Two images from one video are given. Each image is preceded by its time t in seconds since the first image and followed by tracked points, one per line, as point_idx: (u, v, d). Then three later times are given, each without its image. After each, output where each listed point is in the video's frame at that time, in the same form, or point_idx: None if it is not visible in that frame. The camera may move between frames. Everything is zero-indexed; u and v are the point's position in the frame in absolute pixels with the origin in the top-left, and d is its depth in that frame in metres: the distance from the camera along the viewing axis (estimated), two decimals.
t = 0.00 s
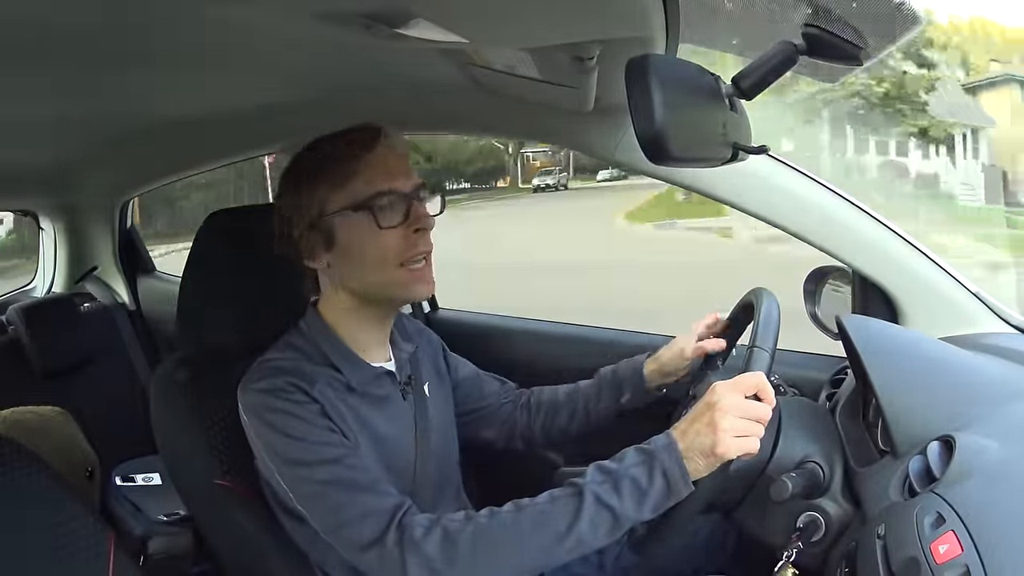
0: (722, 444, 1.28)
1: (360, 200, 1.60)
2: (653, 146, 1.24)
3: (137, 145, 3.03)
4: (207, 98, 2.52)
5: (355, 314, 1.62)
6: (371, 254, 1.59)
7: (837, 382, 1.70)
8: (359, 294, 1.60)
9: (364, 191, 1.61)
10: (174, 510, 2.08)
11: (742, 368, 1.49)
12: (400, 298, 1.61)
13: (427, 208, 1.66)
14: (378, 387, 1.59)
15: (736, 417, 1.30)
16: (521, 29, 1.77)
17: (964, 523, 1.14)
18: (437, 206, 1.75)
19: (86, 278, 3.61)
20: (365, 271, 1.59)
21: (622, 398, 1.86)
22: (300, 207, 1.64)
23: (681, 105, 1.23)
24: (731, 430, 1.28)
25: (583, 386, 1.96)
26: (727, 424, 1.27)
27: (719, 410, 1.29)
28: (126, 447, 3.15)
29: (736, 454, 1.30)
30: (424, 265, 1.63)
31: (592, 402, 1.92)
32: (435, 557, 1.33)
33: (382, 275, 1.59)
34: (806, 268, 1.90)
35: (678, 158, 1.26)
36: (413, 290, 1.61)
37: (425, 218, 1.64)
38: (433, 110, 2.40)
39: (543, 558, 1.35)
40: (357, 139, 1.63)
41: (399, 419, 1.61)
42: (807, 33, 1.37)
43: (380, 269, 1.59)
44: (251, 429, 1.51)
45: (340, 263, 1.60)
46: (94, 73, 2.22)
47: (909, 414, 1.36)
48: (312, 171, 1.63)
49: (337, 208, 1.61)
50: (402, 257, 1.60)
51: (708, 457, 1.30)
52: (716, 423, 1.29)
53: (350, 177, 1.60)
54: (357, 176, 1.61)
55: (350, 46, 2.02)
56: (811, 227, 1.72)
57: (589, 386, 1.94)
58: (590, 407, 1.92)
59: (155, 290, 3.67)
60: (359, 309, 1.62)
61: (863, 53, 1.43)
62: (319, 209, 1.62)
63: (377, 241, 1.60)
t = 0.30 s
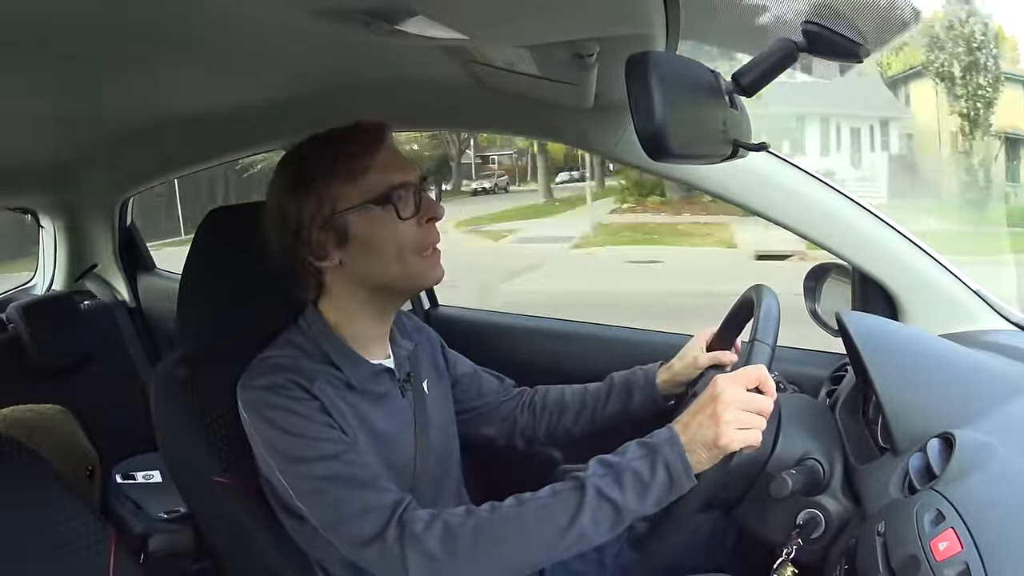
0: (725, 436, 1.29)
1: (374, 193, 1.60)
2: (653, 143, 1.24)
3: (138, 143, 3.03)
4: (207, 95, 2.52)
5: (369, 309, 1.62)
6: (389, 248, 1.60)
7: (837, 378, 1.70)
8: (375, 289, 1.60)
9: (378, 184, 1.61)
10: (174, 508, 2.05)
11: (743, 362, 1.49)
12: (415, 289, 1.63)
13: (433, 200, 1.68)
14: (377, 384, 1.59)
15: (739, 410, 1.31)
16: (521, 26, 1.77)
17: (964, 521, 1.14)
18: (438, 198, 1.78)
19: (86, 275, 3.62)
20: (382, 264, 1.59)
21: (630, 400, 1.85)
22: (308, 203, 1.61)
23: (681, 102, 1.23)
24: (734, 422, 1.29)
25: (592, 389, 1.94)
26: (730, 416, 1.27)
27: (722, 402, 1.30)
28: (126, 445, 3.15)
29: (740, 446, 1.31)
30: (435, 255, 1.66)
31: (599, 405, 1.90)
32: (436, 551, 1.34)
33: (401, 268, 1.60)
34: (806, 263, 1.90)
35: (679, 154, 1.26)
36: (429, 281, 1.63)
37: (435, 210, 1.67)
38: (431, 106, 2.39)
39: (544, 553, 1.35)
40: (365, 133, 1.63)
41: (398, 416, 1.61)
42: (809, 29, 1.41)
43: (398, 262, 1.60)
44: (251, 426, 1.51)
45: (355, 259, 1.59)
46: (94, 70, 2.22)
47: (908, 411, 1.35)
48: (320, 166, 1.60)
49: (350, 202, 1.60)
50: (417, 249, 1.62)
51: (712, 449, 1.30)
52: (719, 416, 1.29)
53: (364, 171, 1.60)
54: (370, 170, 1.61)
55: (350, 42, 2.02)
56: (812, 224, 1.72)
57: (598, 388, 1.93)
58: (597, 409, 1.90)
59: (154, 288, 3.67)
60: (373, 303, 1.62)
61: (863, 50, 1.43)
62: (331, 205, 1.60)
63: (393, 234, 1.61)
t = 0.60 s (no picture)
0: (728, 428, 1.30)
1: (374, 195, 1.60)
2: (653, 142, 1.24)
3: (137, 142, 3.03)
4: (207, 94, 2.52)
5: (367, 309, 1.62)
6: (389, 249, 1.60)
7: (837, 377, 1.70)
8: (374, 290, 1.61)
9: (378, 186, 1.61)
10: (174, 506, 2.08)
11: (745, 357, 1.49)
12: (413, 291, 1.63)
13: (433, 201, 1.68)
14: (380, 380, 1.59)
15: (741, 402, 1.31)
16: (521, 24, 1.77)
17: (964, 519, 1.14)
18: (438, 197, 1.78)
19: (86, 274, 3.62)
20: (381, 266, 1.60)
21: (628, 401, 1.83)
22: (307, 202, 1.61)
23: (681, 101, 1.23)
24: (737, 414, 1.30)
25: (590, 387, 1.93)
26: (734, 407, 1.28)
27: (724, 395, 1.31)
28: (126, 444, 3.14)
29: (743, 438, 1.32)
30: (434, 256, 1.66)
31: (596, 402, 1.90)
32: (438, 545, 1.34)
33: (400, 269, 1.60)
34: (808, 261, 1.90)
35: (680, 153, 1.26)
36: (428, 283, 1.63)
37: (434, 211, 1.67)
38: (431, 105, 2.39)
39: (545, 549, 1.35)
40: (365, 133, 1.62)
41: (401, 412, 1.61)
42: (807, 28, 1.40)
43: (397, 263, 1.60)
44: (252, 422, 1.51)
45: (354, 260, 1.59)
46: (93, 70, 2.22)
47: (908, 409, 1.36)
48: (320, 166, 1.60)
49: (350, 203, 1.60)
50: (416, 251, 1.62)
51: (714, 442, 1.31)
52: (722, 408, 1.30)
53: (365, 172, 1.60)
54: (370, 171, 1.61)
55: (350, 41, 2.02)
56: (812, 222, 1.71)
57: (596, 386, 1.93)
58: (595, 408, 1.90)
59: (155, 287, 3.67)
60: (372, 304, 1.62)
61: (864, 48, 1.42)
62: (331, 205, 1.60)
63: (393, 236, 1.61)
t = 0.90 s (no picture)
0: (729, 429, 1.29)
1: (373, 199, 1.60)
2: (653, 143, 1.25)
3: (137, 143, 3.03)
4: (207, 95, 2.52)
5: (364, 311, 1.62)
6: (388, 253, 1.60)
7: (837, 378, 1.70)
8: (371, 293, 1.61)
9: (378, 191, 1.61)
10: (174, 508, 2.08)
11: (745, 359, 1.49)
12: (409, 296, 1.63)
13: (431, 207, 1.68)
14: (382, 379, 1.59)
15: (741, 402, 1.31)
16: (521, 25, 1.77)
17: (964, 520, 1.14)
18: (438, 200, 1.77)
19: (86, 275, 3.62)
20: (379, 270, 1.60)
21: (627, 403, 1.85)
22: (306, 205, 1.61)
23: (681, 101, 1.23)
24: (738, 414, 1.30)
25: (589, 388, 1.94)
26: (735, 408, 1.28)
27: (725, 395, 1.31)
28: (126, 445, 3.14)
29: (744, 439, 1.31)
30: (432, 262, 1.66)
31: (595, 402, 1.91)
32: (437, 546, 1.34)
33: (397, 274, 1.61)
34: (807, 262, 1.90)
35: (680, 154, 1.26)
36: (425, 289, 1.63)
37: (433, 217, 1.67)
38: (431, 106, 2.39)
39: (545, 549, 1.35)
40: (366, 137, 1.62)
41: (403, 411, 1.61)
42: (808, 28, 1.40)
43: (395, 268, 1.60)
44: (252, 422, 1.51)
45: (352, 263, 1.60)
46: (93, 70, 2.22)
47: (908, 411, 1.36)
48: (319, 170, 1.60)
49: (348, 207, 1.60)
50: (413, 257, 1.62)
51: (715, 443, 1.30)
52: (723, 408, 1.30)
53: (364, 177, 1.60)
54: (370, 176, 1.60)
55: (350, 42, 2.02)
56: (812, 224, 1.71)
57: (594, 386, 1.93)
58: (593, 406, 1.91)
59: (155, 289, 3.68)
60: (369, 306, 1.62)
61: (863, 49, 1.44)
62: (330, 209, 1.60)
63: (391, 241, 1.61)
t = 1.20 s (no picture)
0: (730, 431, 1.28)
1: (372, 203, 1.61)
2: (652, 144, 1.24)
3: (138, 145, 3.03)
4: (208, 97, 2.52)
5: (364, 314, 1.63)
6: (387, 257, 1.60)
7: (837, 381, 1.70)
8: (370, 297, 1.61)
9: (378, 195, 1.61)
10: (174, 511, 2.08)
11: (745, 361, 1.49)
12: (408, 299, 1.63)
13: (430, 212, 1.69)
14: (382, 381, 1.59)
15: (743, 404, 1.30)
16: (522, 29, 1.77)
17: (964, 523, 1.13)
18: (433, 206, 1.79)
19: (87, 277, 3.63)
20: (379, 274, 1.60)
21: (618, 387, 1.87)
22: (304, 208, 1.61)
23: (681, 103, 1.23)
24: (740, 417, 1.29)
25: (584, 379, 1.95)
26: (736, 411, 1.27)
27: (727, 397, 1.30)
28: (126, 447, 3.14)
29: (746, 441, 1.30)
30: (432, 266, 1.67)
31: (586, 390, 1.92)
32: (437, 549, 1.32)
33: (397, 278, 1.61)
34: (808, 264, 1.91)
35: (678, 155, 1.26)
36: (424, 293, 1.64)
37: (432, 222, 1.67)
38: (432, 109, 2.39)
39: (546, 553, 1.35)
40: (365, 140, 1.62)
41: (403, 414, 1.61)
42: (807, 33, 1.38)
43: (395, 272, 1.61)
44: (252, 425, 1.50)
45: (352, 267, 1.60)
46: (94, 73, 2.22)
47: (908, 414, 1.35)
48: (319, 173, 1.60)
49: (347, 211, 1.60)
50: (412, 261, 1.62)
51: (716, 446, 1.31)
52: (724, 411, 1.29)
53: (363, 180, 1.60)
54: (369, 180, 1.60)
55: (351, 45, 2.02)
56: (812, 227, 1.72)
57: (586, 373, 1.95)
58: (585, 395, 1.92)
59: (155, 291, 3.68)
60: (370, 310, 1.63)
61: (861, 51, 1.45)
62: (328, 212, 1.60)
63: (391, 245, 1.61)
